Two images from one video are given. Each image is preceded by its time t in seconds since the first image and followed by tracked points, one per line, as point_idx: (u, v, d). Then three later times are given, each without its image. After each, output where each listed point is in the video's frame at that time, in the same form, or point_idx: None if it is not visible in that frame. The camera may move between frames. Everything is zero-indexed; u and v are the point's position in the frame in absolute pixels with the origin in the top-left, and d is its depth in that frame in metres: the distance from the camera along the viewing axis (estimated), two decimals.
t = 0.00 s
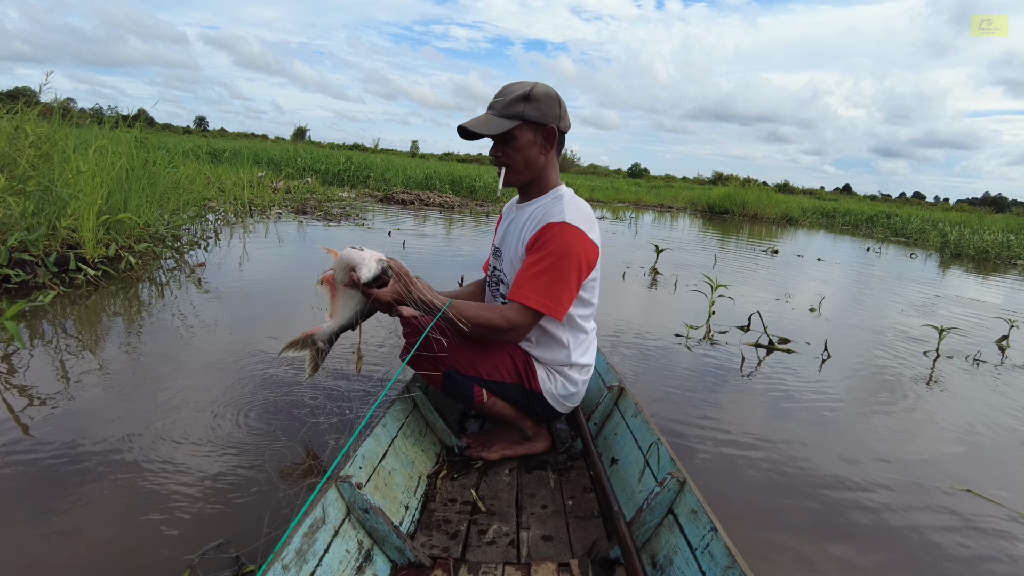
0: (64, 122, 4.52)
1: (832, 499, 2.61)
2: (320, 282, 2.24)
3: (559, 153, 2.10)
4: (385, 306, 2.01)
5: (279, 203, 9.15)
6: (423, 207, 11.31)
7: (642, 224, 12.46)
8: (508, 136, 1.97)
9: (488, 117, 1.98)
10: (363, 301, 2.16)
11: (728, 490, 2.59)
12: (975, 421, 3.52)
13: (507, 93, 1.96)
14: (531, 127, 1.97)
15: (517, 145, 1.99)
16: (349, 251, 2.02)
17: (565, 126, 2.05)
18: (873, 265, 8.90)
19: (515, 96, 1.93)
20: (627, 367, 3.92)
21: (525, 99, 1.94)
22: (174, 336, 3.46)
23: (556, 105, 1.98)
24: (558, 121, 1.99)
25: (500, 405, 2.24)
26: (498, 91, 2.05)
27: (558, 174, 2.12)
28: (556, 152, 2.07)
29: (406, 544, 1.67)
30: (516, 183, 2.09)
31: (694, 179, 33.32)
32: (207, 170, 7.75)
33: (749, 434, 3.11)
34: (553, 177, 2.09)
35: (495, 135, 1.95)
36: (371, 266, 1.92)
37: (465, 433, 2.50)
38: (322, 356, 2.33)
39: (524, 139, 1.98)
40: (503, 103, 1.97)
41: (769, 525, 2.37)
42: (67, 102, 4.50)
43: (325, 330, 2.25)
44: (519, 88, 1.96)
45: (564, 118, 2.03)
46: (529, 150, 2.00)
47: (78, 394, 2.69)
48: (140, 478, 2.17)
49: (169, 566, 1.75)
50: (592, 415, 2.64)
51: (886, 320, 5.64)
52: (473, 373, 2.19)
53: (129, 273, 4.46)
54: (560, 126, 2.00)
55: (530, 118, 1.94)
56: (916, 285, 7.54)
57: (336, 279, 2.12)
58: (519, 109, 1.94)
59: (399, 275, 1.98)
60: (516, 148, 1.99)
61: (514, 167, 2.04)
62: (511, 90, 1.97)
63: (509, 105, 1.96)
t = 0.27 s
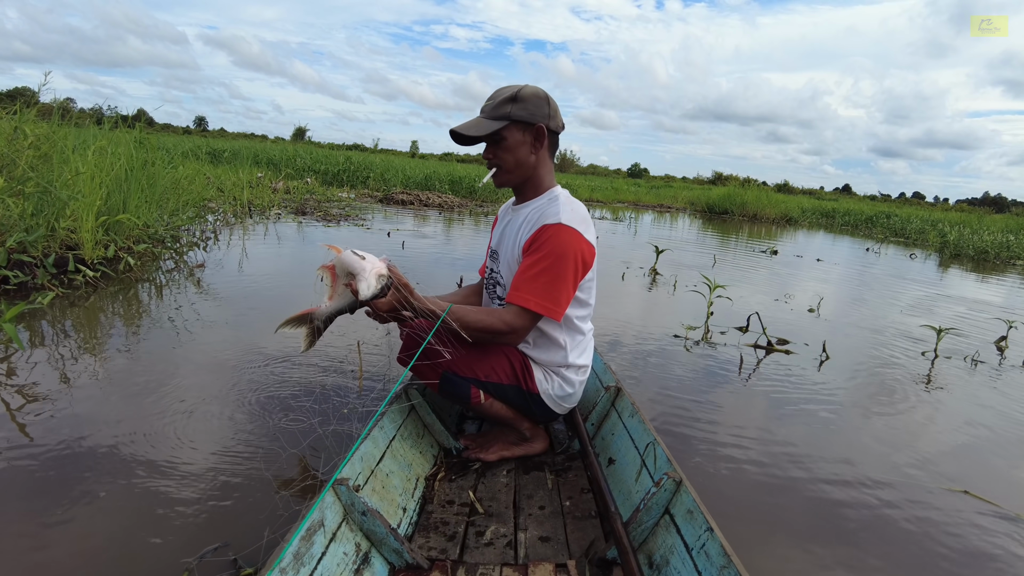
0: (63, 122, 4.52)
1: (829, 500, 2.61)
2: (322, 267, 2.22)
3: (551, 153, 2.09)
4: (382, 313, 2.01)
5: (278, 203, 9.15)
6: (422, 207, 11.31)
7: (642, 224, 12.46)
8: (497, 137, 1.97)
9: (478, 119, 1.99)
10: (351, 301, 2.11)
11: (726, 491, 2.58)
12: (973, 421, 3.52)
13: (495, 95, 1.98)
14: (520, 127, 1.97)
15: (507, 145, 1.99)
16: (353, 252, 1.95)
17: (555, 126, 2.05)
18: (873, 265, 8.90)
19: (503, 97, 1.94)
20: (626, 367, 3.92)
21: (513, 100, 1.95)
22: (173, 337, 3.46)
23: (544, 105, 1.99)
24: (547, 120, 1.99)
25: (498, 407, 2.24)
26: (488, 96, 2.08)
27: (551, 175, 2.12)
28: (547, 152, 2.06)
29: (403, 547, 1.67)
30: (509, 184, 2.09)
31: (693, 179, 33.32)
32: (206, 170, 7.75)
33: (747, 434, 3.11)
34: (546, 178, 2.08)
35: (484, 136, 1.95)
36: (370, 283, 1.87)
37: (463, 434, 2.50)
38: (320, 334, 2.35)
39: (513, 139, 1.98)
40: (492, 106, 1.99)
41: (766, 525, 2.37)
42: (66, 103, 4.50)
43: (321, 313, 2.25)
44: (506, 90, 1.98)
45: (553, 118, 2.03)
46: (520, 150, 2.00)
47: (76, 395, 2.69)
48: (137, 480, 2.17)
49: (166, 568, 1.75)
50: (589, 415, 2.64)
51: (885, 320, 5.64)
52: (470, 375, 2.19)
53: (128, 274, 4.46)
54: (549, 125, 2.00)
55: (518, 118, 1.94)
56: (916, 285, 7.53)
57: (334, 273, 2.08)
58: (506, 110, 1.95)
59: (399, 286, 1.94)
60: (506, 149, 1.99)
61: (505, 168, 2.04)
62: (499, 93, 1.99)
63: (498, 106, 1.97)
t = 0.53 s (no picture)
0: (63, 123, 4.52)
1: (826, 499, 2.61)
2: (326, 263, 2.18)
3: (545, 153, 2.09)
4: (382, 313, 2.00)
5: (278, 204, 9.15)
6: (422, 208, 11.31)
7: (641, 225, 12.47)
8: (490, 137, 1.98)
9: (472, 120, 1.99)
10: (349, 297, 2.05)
11: (722, 491, 2.58)
12: (971, 421, 3.52)
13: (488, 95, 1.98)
14: (512, 127, 1.97)
15: (500, 145, 1.99)
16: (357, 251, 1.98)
17: (549, 125, 2.04)
18: (871, 266, 8.91)
19: (495, 97, 1.95)
20: (624, 367, 3.92)
21: (505, 100, 1.96)
22: (172, 338, 3.47)
23: (536, 105, 1.99)
24: (539, 120, 1.99)
25: (494, 407, 2.24)
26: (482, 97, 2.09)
27: (546, 174, 2.11)
28: (541, 151, 2.06)
29: (401, 549, 1.67)
30: (503, 185, 2.09)
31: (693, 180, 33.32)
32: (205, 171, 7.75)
33: (745, 434, 3.10)
34: (541, 177, 2.08)
35: (477, 136, 1.96)
36: (372, 275, 1.88)
37: (459, 435, 2.50)
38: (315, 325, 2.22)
39: (506, 139, 1.98)
40: (485, 106, 1.99)
41: (763, 525, 2.37)
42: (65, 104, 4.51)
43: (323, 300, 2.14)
44: (499, 90, 1.98)
45: (547, 118, 2.03)
46: (513, 150, 2.00)
47: (74, 396, 2.69)
48: (134, 481, 2.17)
49: (162, 571, 1.75)
50: (586, 415, 2.64)
51: (883, 320, 5.64)
52: (466, 376, 2.19)
53: (126, 275, 4.46)
54: (542, 125, 2.00)
55: (509, 117, 1.95)
56: (915, 285, 7.53)
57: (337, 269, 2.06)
58: (498, 110, 1.96)
59: (399, 285, 1.95)
60: (499, 149, 2.00)
61: (499, 167, 2.04)
62: (492, 94, 2.00)
63: (491, 106, 1.98)
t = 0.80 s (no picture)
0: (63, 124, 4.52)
1: (825, 500, 2.60)
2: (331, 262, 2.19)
3: (546, 154, 2.09)
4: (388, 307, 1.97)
5: (278, 205, 9.15)
6: (421, 209, 11.31)
7: (641, 226, 12.47)
8: (492, 137, 1.98)
9: (473, 121, 1.99)
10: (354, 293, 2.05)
11: (722, 491, 2.58)
12: (971, 421, 3.51)
13: (490, 96, 1.98)
14: (514, 128, 1.97)
15: (501, 146, 1.99)
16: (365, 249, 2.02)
17: (550, 126, 2.04)
18: (872, 266, 8.91)
19: (497, 98, 1.95)
20: (624, 368, 3.91)
21: (507, 101, 1.95)
22: (172, 339, 3.47)
23: (538, 106, 1.99)
24: (540, 121, 1.99)
25: (493, 408, 2.24)
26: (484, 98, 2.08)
27: (546, 175, 2.11)
28: (542, 152, 2.06)
29: (400, 549, 1.67)
30: (504, 185, 2.09)
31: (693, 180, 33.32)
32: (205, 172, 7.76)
33: (744, 435, 3.10)
34: (542, 178, 2.08)
35: (478, 137, 1.96)
36: (377, 262, 1.90)
37: (458, 435, 2.50)
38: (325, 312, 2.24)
39: (508, 140, 1.98)
40: (486, 107, 1.99)
41: (762, 525, 2.36)
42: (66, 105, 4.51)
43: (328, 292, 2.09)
44: (501, 91, 1.98)
45: (548, 119, 2.03)
46: (514, 150, 2.00)
47: (73, 397, 2.69)
48: (133, 482, 2.17)
49: (161, 573, 1.75)
50: (584, 416, 2.64)
51: (883, 321, 5.64)
52: (465, 377, 2.19)
53: (126, 276, 4.46)
54: (544, 126, 2.00)
55: (511, 118, 1.94)
56: (915, 286, 7.52)
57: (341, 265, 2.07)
58: (500, 111, 1.95)
59: (400, 278, 1.94)
60: (501, 149, 2.00)
61: (500, 168, 2.04)
62: (494, 95, 2.00)
63: (492, 107, 1.97)
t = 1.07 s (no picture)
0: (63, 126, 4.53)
1: (823, 500, 2.60)
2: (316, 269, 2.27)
3: (544, 156, 2.09)
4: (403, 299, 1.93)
5: (277, 206, 9.16)
6: (421, 210, 11.31)
7: (641, 227, 12.48)
8: (491, 141, 1.97)
9: (471, 124, 1.98)
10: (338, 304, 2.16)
11: (719, 492, 2.57)
12: (970, 422, 3.51)
13: (488, 99, 1.97)
14: (513, 130, 1.97)
15: (500, 149, 1.99)
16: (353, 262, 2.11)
17: (547, 129, 2.05)
18: (871, 267, 8.90)
19: (495, 101, 1.94)
20: (622, 368, 3.91)
21: (505, 104, 1.95)
22: (171, 341, 3.47)
23: (536, 108, 1.98)
24: (538, 123, 1.99)
25: (490, 408, 2.24)
26: (480, 99, 2.07)
27: (544, 176, 2.11)
28: (540, 154, 2.06)
29: (395, 549, 1.67)
30: (503, 188, 2.09)
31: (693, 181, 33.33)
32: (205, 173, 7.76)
33: (743, 435, 3.10)
34: (540, 180, 2.09)
35: (477, 140, 1.95)
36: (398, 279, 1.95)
37: (455, 436, 2.50)
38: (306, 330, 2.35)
39: (506, 143, 1.98)
40: (484, 110, 1.98)
41: (759, 526, 2.36)
42: (65, 106, 4.51)
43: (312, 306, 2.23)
44: (499, 94, 1.97)
45: (545, 121, 2.03)
46: (513, 153, 2.00)
47: (71, 399, 2.69)
48: (131, 483, 2.16)
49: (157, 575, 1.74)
50: (581, 418, 2.64)
51: (882, 321, 5.63)
52: (463, 377, 2.19)
53: (125, 277, 4.46)
54: (542, 128, 2.00)
55: (510, 121, 1.94)
56: (914, 286, 7.51)
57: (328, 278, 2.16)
58: (499, 114, 1.95)
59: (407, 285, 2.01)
60: (500, 152, 1.99)
61: (499, 171, 2.04)
62: (492, 97, 1.99)
63: (490, 110, 1.96)
